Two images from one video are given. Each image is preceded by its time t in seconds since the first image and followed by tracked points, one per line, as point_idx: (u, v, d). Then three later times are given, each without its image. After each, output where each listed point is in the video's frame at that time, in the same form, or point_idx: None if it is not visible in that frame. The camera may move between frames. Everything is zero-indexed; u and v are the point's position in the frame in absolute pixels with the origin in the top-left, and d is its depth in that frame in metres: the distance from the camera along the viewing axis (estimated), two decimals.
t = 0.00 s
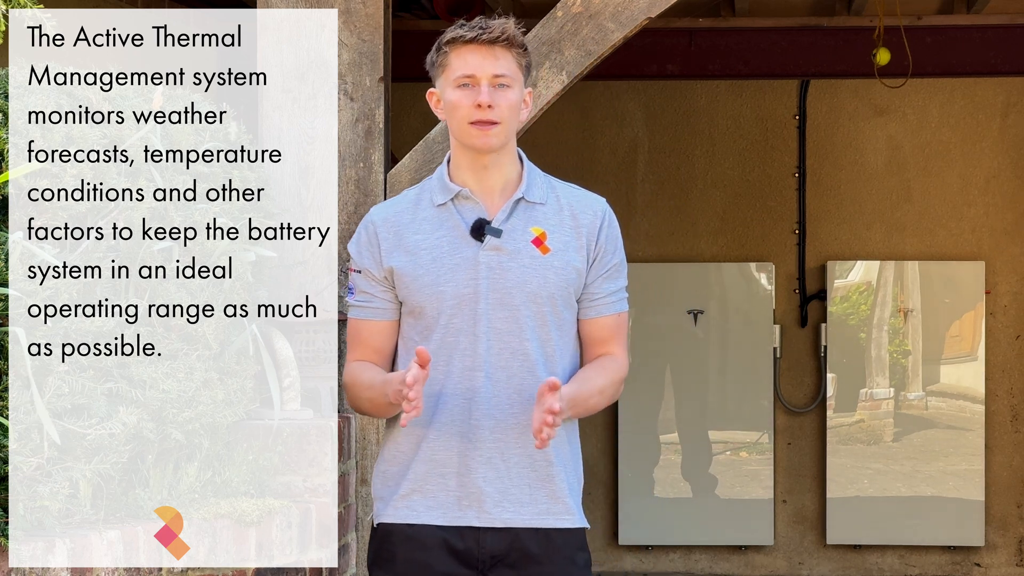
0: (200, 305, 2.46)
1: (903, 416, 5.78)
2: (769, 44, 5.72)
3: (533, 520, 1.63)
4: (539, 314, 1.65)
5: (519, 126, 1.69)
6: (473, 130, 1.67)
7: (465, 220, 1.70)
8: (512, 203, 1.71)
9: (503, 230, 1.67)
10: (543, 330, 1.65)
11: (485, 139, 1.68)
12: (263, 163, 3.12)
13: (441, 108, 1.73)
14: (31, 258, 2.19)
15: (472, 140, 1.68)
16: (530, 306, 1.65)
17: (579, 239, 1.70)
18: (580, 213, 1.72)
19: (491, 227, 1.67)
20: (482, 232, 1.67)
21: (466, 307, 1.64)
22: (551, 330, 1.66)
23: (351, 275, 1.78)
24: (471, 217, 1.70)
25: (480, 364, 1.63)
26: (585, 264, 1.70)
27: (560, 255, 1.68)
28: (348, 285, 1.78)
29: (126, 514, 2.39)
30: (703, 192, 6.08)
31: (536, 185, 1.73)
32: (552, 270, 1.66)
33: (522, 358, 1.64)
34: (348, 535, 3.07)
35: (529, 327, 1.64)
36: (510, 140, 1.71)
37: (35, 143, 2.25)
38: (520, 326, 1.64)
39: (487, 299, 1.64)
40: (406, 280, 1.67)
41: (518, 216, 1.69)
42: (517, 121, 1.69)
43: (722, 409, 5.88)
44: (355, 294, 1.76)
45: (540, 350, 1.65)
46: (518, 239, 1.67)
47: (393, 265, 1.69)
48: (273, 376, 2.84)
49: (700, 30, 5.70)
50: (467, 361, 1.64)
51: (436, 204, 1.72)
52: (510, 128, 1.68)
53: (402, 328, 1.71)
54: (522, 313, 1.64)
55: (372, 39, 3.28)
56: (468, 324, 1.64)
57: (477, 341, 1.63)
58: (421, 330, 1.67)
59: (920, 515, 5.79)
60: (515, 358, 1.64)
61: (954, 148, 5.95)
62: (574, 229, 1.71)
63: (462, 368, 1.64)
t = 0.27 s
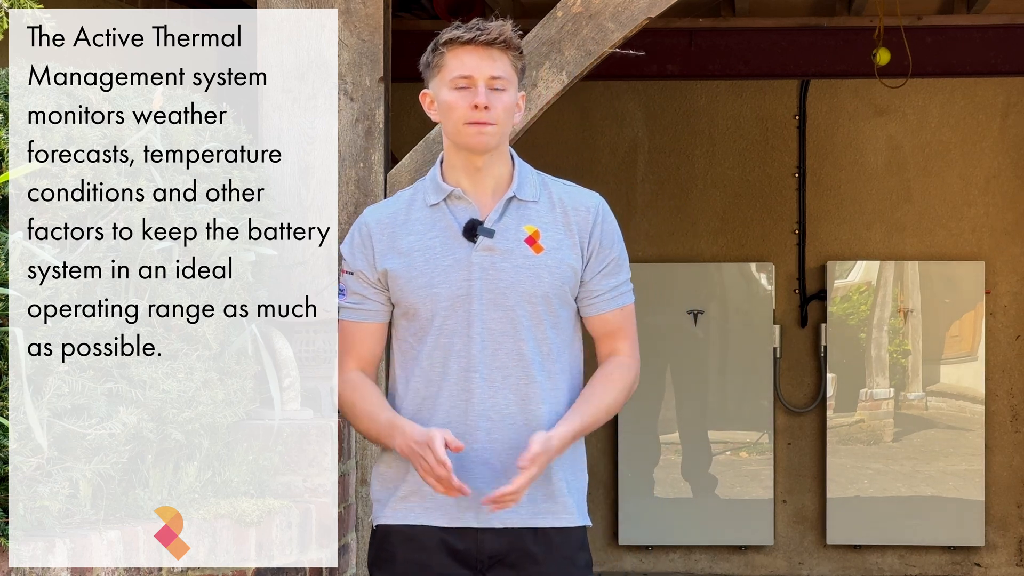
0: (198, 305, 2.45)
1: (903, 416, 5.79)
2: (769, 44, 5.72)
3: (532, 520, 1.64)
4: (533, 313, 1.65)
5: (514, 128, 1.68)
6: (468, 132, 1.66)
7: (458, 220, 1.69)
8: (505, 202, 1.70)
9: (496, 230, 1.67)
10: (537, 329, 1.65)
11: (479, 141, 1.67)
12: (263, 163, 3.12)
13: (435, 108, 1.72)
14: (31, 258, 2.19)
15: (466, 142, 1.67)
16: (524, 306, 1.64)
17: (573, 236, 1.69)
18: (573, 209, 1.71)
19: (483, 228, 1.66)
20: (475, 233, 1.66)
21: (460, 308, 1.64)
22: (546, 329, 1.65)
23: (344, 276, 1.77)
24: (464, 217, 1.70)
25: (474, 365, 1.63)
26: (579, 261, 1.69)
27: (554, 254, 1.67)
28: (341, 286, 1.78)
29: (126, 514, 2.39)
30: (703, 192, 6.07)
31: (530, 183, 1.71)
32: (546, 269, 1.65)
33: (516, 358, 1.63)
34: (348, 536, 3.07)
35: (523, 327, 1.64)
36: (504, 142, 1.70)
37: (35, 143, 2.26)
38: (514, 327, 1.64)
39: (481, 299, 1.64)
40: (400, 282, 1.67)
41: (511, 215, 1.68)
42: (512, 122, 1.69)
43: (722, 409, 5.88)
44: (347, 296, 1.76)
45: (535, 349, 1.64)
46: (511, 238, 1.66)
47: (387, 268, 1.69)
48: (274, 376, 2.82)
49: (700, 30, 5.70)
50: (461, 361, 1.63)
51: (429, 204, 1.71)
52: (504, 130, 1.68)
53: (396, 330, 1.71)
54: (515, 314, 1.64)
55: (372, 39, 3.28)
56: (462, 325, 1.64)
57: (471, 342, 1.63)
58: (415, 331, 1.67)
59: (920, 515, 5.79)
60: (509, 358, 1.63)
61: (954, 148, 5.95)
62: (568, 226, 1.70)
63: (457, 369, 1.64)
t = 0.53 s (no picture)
0: (198, 305, 2.45)
1: (903, 417, 5.78)
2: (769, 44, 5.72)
3: (535, 519, 1.64)
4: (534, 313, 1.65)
5: (515, 130, 1.69)
6: (470, 137, 1.68)
7: (459, 220, 1.70)
8: (506, 203, 1.70)
9: (498, 230, 1.67)
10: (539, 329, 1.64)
11: (481, 144, 1.68)
12: (263, 163, 3.12)
13: (438, 109, 1.73)
14: (32, 259, 2.19)
15: (468, 145, 1.68)
16: (524, 307, 1.64)
17: (574, 236, 1.69)
18: (575, 211, 1.71)
19: (485, 227, 1.66)
20: (476, 233, 1.67)
21: (461, 308, 1.64)
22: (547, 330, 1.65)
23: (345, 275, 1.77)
24: (465, 217, 1.70)
25: (475, 364, 1.63)
26: (581, 261, 1.69)
27: (555, 254, 1.67)
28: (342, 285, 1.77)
29: (126, 514, 2.40)
30: (703, 193, 6.07)
31: (531, 184, 1.72)
32: (547, 269, 1.66)
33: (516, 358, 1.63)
34: (348, 535, 3.07)
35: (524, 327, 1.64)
36: (506, 143, 1.71)
37: (35, 143, 2.26)
38: (514, 327, 1.64)
39: (482, 299, 1.64)
40: (402, 282, 1.67)
41: (513, 215, 1.69)
42: (513, 125, 1.69)
43: (722, 409, 5.88)
44: (349, 294, 1.74)
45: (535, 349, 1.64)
46: (513, 239, 1.67)
47: (389, 267, 1.69)
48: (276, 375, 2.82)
49: (700, 30, 5.70)
50: (462, 361, 1.63)
51: (431, 204, 1.71)
52: (506, 133, 1.68)
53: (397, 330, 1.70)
54: (516, 314, 1.64)
55: (372, 39, 3.28)
56: (462, 325, 1.64)
57: (472, 341, 1.63)
58: (416, 332, 1.67)
59: (920, 515, 5.79)
60: (509, 359, 1.63)
61: (954, 148, 5.95)
62: (569, 226, 1.70)
63: (458, 369, 1.63)
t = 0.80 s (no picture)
0: (198, 306, 2.45)
1: (903, 417, 5.78)
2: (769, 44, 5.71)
3: (528, 522, 1.64)
4: (529, 315, 1.65)
5: (515, 130, 1.69)
6: (470, 138, 1.69)
7: (459, 221, 1.71)
8: (506, 204, 1.70)
9: (495, 231, 1.67)
10: (534, 332, 1.64)
11: (481, 145, 1.69)
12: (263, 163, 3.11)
13: (439, 110, 1.74)
14: (32, 259, 2.19)
15: (469, 146, 1.69)
16: (520, 309, 1.64)
17: (575, 239, 1.69)
18: (576, 214, 1.71)
19: (483, 229, 1.67)
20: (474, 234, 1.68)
21: (458, 309, 1.65)
22: (543, 331, 1.65)
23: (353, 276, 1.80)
24: (465, 219, 1.71)
25: (471, 365, 1.64)
26: (582, 265, 1.68)
27: (553, 257, 1.67)
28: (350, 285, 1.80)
29: (126, 514, 2.40)
30: (703, 193, 6.07)
31: (533, 186, 1.72)
32: (544, 272, 1.66)
33: (512, 360, 1.63)
34: (348, 535, 3.07)
35: (519, 329, 1.64)
36: (507, 144, 1.72)
37: (35, 143, 2.26)
38: (509, 329, 1.64)
39: (478, 301, 1.64)
40: (401, 283, 1.69)
41: (512, 217, 1.69)
42: (513, 125, 1.70)
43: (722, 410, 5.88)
44: (355, 295, 1.77)
45: (531, 351, 1.64)
46: (511, 241, 1.67)
47: (389, 268, 1.71)
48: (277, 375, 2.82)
49: (700, 30, 5.70)
50: (458, 362, 1.64)
51: (433, 206, 1.73)
52: (506, 133, 1.69)
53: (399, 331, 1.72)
54: (511, 315, 1.64)
55: (372, 39, 3.28)
56: (459, 325, 1.65)
57: (468, 342, 1.64)
58: (415, 332, 1.68)
59: (920, 515, 5.79)
60: (505, 360, 1.64)
61: (954, 148, 5.95)
62: (569, 229, 1.70)
63: (454, 370, 1.64)
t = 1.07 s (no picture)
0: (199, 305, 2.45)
1: (903, 417, 5.78)
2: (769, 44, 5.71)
3: (533, 522, 1.64)
4: (538, 317, 1.64)
5: (525, 129, 1.68)
6: (480, 137, 1.68)
7: (469, 221, 1.70)
8: (518, 205, 1.69)
9: (506, 232, 1.67)
10: (541, 334, 1.65)
11: (492, 144, 1.68)
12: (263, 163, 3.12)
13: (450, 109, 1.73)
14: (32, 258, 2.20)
15: (479, 145, 1.68)
16: (529, 310, 1.64)
17: (586, 243, 1.68)
18: (589, 219, 1.70)
19: (494, 229, 1.67)
20: (485, 234, 1.67)
21: (467, 309, 1.65)
22: (552, 334, 1.65)
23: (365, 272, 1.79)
24: (476, 218, 1.70)
25: (479, 365, 1.64)
26: (592, 269, 1.68)
27: (563, 260, 1.66)
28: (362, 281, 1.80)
29: (126, 514, 2.40)
30: (703, 193, 6.07)
31: (546, 188, 1.71)
32: (554, 275, 1.65)
33: (520, 361, 1.63)
34: (348, 536, 3.06)
35: (528, 330, 1.64)
36: (519, 143, 1.71)
37: (35, 143, 2.26)
38: (519, 330, 1.64)
39: (487, 301, 1.64)
40: (411, 281, 1.69)
41: (523, 218, 1.69)
42: (524, 124, 1.69)
43: (722, 410, 5.88)
44: (367, 292, 1.77)
45: (539, 353, 1.64)
46: (522, 242, 1.67)
47: (399, 265, 1.70)
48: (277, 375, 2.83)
49: (700, 30, 5.70)
50: (467, 362, 1.64)
51: (445, 204, 1.72)
52: (516, 132, 1.68)
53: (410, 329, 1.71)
54: (520, 317, 1.64)
55: (372, 39, 3.28)
56: (468, 325, 1.64)
57: (476, 342, 1.64)
58: (425, 331, 1.68)
59: (920, 515, 5.79)
60: (513, 361, 1.63)
61: (954, 148, 5.95)
62: (581, 233, 1.69)
63: (462, 369, 1.64)
